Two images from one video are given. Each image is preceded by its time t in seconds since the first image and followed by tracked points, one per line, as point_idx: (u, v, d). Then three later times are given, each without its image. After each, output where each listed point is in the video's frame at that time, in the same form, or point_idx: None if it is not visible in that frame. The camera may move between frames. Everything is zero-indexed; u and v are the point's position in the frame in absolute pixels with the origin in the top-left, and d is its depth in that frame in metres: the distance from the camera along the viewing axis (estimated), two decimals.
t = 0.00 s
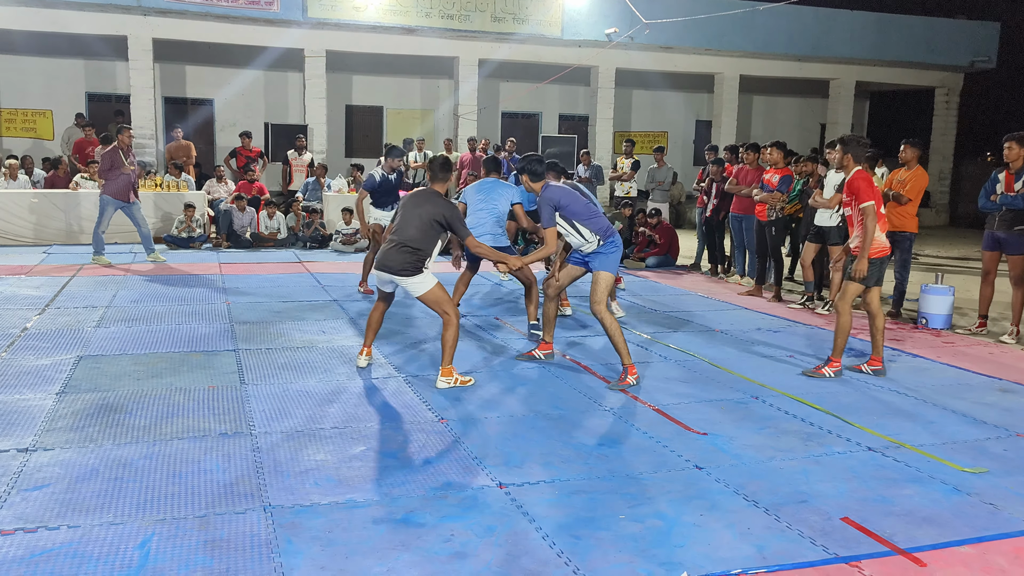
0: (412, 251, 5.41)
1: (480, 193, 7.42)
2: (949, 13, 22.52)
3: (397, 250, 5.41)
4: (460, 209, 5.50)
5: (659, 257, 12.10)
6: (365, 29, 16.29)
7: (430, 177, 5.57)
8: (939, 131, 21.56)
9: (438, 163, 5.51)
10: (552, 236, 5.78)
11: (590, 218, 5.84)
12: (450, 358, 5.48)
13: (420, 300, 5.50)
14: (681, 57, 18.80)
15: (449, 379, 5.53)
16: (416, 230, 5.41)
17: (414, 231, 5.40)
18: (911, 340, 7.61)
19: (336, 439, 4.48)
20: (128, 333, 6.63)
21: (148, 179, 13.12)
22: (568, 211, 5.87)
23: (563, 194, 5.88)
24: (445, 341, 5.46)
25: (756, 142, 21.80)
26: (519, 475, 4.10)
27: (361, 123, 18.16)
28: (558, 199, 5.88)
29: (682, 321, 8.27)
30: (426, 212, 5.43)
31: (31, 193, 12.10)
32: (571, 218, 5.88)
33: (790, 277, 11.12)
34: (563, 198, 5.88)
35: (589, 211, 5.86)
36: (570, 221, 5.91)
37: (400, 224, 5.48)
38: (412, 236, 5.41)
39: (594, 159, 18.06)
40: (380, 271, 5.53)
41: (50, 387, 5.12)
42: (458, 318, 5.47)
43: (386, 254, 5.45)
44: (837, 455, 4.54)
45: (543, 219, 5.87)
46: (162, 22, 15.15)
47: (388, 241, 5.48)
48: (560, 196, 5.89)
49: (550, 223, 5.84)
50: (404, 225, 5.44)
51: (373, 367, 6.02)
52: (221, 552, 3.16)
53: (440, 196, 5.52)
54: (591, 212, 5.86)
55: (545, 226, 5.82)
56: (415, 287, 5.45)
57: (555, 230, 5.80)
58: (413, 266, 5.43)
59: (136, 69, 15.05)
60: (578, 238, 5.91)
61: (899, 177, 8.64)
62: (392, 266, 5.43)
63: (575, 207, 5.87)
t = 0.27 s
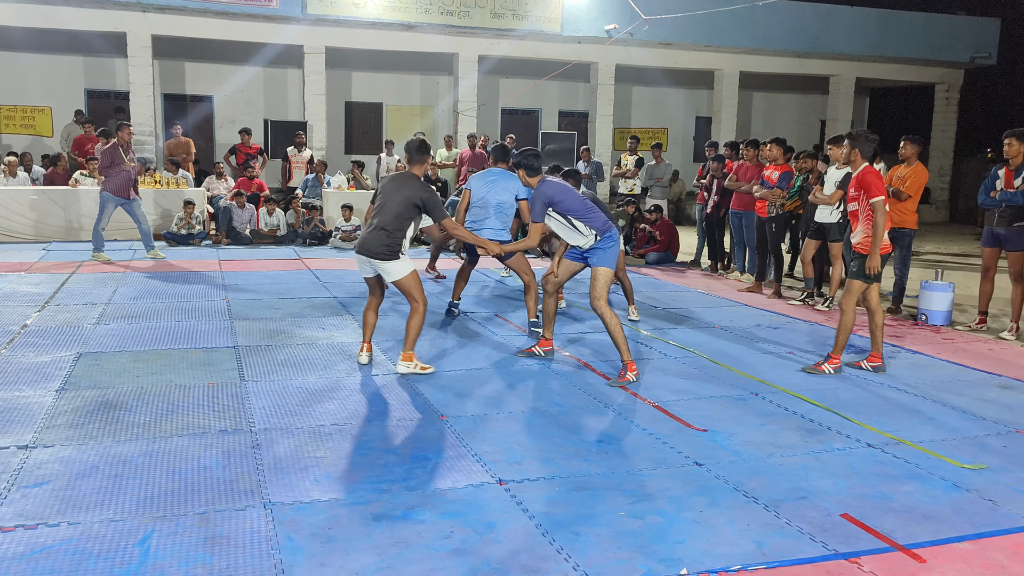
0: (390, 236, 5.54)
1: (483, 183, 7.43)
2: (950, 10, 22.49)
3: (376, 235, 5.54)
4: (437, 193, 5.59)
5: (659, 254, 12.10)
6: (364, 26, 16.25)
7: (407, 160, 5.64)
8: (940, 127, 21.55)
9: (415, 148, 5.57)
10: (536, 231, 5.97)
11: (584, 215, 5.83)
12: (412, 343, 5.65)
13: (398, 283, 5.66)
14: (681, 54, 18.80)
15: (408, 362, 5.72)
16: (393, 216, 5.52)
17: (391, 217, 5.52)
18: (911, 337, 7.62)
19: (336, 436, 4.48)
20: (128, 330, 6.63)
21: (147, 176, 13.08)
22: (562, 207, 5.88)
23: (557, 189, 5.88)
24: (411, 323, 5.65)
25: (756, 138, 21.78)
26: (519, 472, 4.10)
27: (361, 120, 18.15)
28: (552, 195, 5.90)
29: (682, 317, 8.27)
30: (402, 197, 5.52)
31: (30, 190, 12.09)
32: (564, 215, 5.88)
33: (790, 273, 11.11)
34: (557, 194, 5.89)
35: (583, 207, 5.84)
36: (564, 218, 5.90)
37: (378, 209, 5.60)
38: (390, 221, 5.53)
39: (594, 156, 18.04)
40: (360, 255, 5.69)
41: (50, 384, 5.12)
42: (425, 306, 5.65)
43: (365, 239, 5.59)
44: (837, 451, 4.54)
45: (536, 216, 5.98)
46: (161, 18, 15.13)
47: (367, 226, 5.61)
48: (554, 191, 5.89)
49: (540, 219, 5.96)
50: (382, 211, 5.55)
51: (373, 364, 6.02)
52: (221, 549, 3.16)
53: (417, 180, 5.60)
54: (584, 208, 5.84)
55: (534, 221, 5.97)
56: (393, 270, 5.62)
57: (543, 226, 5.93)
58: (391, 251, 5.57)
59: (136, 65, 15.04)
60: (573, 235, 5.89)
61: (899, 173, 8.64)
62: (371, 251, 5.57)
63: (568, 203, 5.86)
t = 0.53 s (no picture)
0: (377, 246, 5.64)
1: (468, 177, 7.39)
2: (950, 7, 22.47)
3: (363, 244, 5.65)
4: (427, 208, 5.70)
5: (659, 252, 12.10)
6: (364, 23, 16.27)
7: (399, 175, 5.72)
8: (939, 125, 21.42)
9: (407, 164, 5.63)
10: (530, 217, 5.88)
11: (573, 205, 5.87)
12: (401, 337, 5.80)
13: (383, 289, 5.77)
14: (681, 51, 18.74)
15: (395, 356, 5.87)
16: (381, 227, 5.64)
17: (379, 228, 5.63)
18: (911, 334, 7.62)
19: (336, 434, 4.48)
20: (128, 328, 6.63)
21: (147, 174, 13.13)
22: (553, 195, 5.86)
23: (549, 176, 5.86)
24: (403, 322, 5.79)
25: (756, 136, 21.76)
26: (519, 469, 4.11)
27: (361, 118, 18.14)
28: (544, 182, 5.86)
29: (681, 315, 8.26)
30: (392, 209, 5.65)
31: (30, 188, 12.09)
32: (555, 203, 5.89)
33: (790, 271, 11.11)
34: (549, 181, 5.87)
35: (573, 197, 5.87)
36: (554, 206, 5.92)
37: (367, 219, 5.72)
38: (378, 231, 5.65)
39: (594, 154, 18.03)
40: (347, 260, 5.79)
41: (50, 382, 5.13)
42: (423, 299, 5.78)
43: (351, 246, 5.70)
44: (837, 449, 4.54)
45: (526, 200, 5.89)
46: (160, 16, 15.13)
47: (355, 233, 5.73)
48: (546, 178, 5.86)
49: (530, 205, 5.87)
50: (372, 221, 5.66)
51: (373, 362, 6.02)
52: (221, 546, 3.17)
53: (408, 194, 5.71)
54: (574, 198, 5.88)
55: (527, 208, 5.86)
56: (378, 277, 5.72)
57: (534, 213, 5.86)
58: (376, 259, 5.67)
59: (135, 63, 15.03)
60: (560, 224, 5.94)
61: (898, 171, 8.63)
62: (357, 259, 5.67)
63: (560, 192, 5.86)
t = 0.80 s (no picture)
0: (356, 233, 5.81)
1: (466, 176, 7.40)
2: (951, 5, 22.44)
3: (343, 232, 5.83)
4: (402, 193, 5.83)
5: (660, 250, 12.10)
6: (365, 23, 16.29)
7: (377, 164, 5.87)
8: (941, 122, 21.35)
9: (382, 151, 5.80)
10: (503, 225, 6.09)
11: (552, 214, 5.91)
12: (379, 329, 5.95)
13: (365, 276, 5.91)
14: (682, 50, 18.72)
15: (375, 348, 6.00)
16: (360, 214, 5.81)
17: (357, 216, 5.80)
18: (911, 333, 7.62)
19: (336, 433, 4.48)
20: (129, 327, 6.63)
21: (148, 173, 13.15)
22: (532, 204, 5.92)
23: (529, 186, 5.92)
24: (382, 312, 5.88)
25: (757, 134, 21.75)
26: (520, 468, 4.11)
27: (362, 117, 18.14)
28: (523, 192, 5.92)
29: (682, 313, 8.26)
30: (370, 196, 5.81)
31: (31, 187, 12.09)
32: (534, 213, 5.93)
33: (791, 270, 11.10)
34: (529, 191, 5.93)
35: (552, 207, 5.92)
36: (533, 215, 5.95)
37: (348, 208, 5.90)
38: (357, 219, 5.82)
39: (595, 153, 18.03)
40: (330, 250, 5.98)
41: (52, 382, 5.13)
42: (398, 294, 5.85)
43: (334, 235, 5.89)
44: (837, 447, 4.55)
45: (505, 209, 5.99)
46: (161, 16, 15.14)
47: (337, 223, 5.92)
48: (525, 188, 5.92)
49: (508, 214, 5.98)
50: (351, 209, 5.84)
51: (375, 360, 6.03)
52: (223, 545, 3.17)
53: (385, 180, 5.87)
54: (553, 207, 5.93)
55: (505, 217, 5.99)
56: (359, 264, 5.87)
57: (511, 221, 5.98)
58: (356, 246, 5.83)
59: (136, 63, 15.04)
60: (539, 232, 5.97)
61: (900, 169, 8.63)
62: (338, 246, 5.84)
63: (539, 201, 5.91)
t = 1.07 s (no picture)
0: (354, 246, 5.90)
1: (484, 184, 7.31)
2: (954, 5, 22.41)
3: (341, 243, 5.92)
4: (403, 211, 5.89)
5: (663, 251, 12.08)
6: (367, 23, 16.30)
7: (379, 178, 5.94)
8: (944, 122, 21.45)
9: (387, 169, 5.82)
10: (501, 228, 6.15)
11: (542, 212, 5.95)
12: (378, 332, 5.99)
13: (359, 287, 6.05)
14: (685, 50, 18.70)
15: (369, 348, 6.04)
16: (360, 229, 5.89)
17: (356, 229, 5.89)
18: (914, 332, 7.61)
19: (339, 434, 4.48)
20: (133, 328, 6.64)
21: (151, 174, 13.17)
22: (522, 205, 5.96)
23: (518, 188, 5.95)
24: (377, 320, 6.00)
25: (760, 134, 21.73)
26: (523, 468, 4.11)
27: (364, 118, 18.16)
28: (513, 193, 5.96)
29: (685, 314, 8.26)
30: (371, 211, 5.87)
31: (34, 188, 12.12)
32: (526, 212, 5.97)
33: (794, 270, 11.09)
34: (518, 192, 5.97)
35: (542, 206, 5.95)
36: (525, 214, 6.00)
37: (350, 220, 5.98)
38: (356, 232, 5.90)
39: (598, 154, 18.03)
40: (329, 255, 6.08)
41: (55, 382, 5.14)
42: (400, 296, 5.99)
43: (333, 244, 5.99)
44: (840, 447, 4.54)
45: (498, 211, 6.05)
46: (164, 17, 15.16)
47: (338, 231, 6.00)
48: (514, 189, 5.96)
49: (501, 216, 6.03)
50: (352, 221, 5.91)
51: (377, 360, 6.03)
52: (226, 545, 3.18)
53: (387, 196, 5.92)
54: (543, 206, 5.96)
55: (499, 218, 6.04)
56: (353, 277, 6.00)
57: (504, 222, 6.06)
58: (353, 260, 5.93)
59: (139, 64, 15.06)
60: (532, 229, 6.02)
61: (903, 169, 8.62)
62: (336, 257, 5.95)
63: (529, 201, 5.94)
